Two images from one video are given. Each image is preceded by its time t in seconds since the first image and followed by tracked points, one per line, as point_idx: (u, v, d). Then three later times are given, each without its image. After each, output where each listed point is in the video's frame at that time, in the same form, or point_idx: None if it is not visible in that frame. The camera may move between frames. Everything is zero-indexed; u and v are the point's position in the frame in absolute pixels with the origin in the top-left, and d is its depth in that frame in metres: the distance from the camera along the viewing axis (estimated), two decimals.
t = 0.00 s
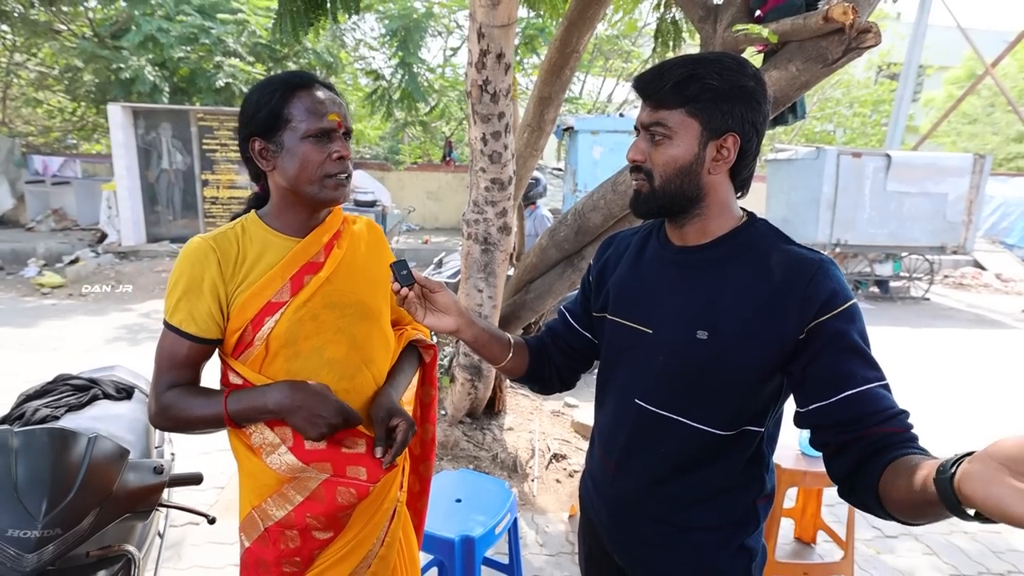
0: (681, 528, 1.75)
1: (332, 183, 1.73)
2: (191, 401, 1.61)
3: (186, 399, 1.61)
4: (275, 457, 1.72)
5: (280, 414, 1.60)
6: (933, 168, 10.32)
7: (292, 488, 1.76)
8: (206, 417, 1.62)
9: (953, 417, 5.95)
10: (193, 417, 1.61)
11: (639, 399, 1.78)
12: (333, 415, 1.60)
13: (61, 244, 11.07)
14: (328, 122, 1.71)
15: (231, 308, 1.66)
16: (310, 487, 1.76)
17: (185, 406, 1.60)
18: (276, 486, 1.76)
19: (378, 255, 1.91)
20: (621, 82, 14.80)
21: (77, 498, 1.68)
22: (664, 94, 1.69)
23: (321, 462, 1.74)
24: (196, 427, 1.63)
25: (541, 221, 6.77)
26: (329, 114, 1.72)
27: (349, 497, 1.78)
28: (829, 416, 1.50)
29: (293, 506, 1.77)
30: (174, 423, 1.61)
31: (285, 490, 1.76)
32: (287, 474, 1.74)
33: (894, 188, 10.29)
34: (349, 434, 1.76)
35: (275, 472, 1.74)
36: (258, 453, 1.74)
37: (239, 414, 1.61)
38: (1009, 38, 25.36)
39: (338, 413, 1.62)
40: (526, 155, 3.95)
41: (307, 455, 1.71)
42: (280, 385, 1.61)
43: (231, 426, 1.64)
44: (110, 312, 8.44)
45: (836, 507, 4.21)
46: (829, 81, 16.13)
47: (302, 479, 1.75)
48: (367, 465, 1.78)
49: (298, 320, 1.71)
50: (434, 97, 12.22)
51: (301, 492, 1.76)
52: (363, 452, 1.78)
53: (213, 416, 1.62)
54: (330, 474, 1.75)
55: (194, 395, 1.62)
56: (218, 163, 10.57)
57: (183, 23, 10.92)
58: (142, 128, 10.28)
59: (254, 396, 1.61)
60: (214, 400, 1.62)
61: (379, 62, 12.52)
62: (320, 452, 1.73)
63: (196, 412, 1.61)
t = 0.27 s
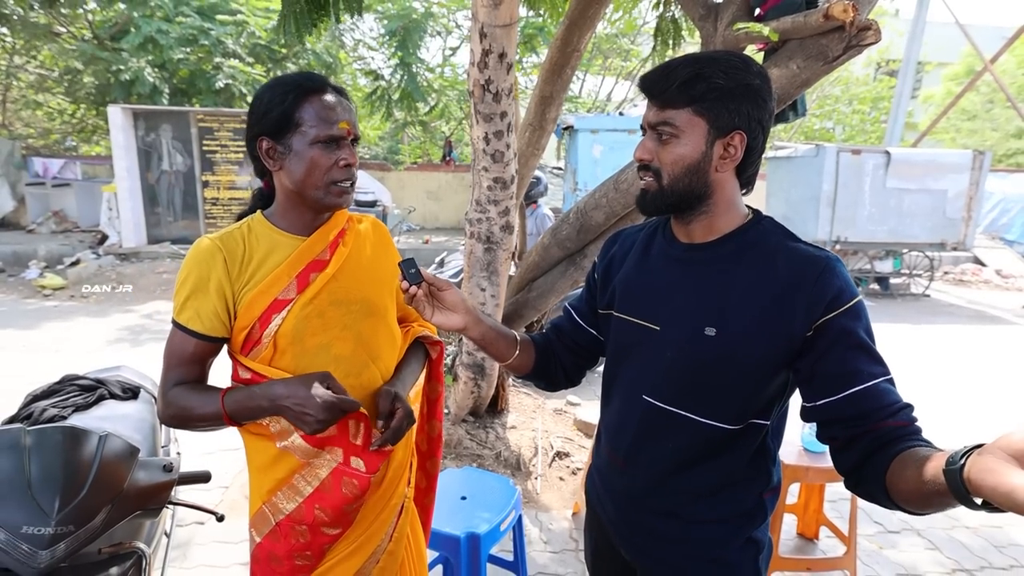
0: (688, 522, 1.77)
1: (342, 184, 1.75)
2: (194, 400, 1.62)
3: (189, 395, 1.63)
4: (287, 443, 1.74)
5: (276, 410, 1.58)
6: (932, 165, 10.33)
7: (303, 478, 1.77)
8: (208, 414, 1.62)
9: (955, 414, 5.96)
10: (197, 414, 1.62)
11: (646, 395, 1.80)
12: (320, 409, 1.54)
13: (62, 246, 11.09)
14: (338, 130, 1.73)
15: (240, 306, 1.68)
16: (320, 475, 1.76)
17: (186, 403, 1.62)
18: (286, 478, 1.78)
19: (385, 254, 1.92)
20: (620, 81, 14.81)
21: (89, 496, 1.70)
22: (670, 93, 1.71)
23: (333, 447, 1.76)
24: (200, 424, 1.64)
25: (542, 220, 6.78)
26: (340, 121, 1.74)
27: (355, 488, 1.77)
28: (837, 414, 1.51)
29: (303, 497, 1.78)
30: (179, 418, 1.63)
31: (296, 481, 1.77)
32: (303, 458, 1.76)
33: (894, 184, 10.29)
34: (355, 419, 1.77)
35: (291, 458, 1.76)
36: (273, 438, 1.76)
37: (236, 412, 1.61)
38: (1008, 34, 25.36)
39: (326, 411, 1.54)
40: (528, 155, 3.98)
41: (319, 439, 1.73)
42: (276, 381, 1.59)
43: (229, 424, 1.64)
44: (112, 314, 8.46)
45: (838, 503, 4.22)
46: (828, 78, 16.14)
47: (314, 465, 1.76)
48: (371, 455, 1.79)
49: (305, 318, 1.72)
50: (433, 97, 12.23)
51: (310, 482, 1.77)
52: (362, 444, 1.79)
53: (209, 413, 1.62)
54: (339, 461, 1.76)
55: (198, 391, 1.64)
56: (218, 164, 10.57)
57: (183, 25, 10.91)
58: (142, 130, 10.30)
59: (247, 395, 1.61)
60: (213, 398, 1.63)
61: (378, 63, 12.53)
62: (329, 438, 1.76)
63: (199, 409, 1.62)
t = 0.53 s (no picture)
0: (692, 520, 1.75)
1: (347, 179, 1.75)
2: (199, 399, 1.60)
3: (196, 396, 1.60)
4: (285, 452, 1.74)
5: (277, 409, 1.55)
6: (935, 164, 10.30)
7: (298, 482, 1.76)
8: (211, 416, 1.60)
9: (957, 414, 5.94)
10: (201, 415, 1.59)
11: (649, 391, 1.78)
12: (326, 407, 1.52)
13: (63, 244, 11.08)
14: (344, 119, 1.73)
15: (240, 301, 1.66)
16: (317, 480, 1.76)
17: (193, 403, 1.60)
18: (283, 480, 1.77)
19: (384, 250, 1.91)
20: (621, 80, 14.78)
21: (88, 492, 1.68)
22: (676, 85, 1.70)
23: (328, 456, 1.76)
24: (203, 426, 1.62)
25: (544, 218, 6.77)
26: (344, 111, 1.74)
27: (358, 489, 1.79)
28: (838, 409, 1.50)
29: (300, 499, 1.77)
30: (185, 421, 1.61)
31: (292, 484, 1.77)
32: (294, 468, 1.75)
33: (896, 184, 10.27)
34: (355, 427, 1.78)
35: (282, 466, 1.75)
36: (265, 446, 1.76)
37: (238, 413, 1.58)
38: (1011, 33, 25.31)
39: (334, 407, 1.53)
40: (529, 152, 3.95)
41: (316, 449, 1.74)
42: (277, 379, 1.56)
43: (233, 425, 1.61)
44: (112, 312, 8.45)
45: (840, 503, 4.20)
46: (830, 77, 16.11)
47: (308, 473, 1.76)
48: (375, 457, 1.81)
49: (304, 313, 1.71)
50: (434, 95, 12.21)
51: (307, 485, 1.76)
52: (367, 445, 1.80)
53: (216, 415, 1.59)
54: (337, 466, 1.77)
55: (204, 390, 1.62)
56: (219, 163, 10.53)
57: (184, 23, 10.92)
58: (143, 128, 10.29)
59: (253, 390, 1.57)
60: (216, 398, 1.60)
61: (379, 61, 12.51)
62: (327, 446, 1.76)
63: (202, 409, 1.59)
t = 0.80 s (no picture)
0: (694, 528, 1.72)
1: (340, 176, 1.71)
2: (210, 403, 1.56)
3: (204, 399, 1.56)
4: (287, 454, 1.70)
5: (291, 407, 1.51)
6: (939, 165, 10.25)
7: (300, 485, 1.72)
8: (221, 419, 1.55)
9: (961, 415, 5.90)
10: (213, 419, 1.55)
11: (651, 395, 1.75)
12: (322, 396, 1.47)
13: (63, 241, 11.06)
14: (339, 115, 1.69)
15: (235, 300, 1.62)
16: (319, 482, 1.72)
17: (206, 409, 1.55)
18: (284, 483, 1.72)
19: (381, 249, 1.88)
20: (624, 79, 14.74)
21: (76, 496, 1.65)
22: (678, 82, 1.66)
23: (331, 456, 1.72)
24: (213, 432, 1.57)
25: (546, 218, 6.74)
26: (340, 106, 1.70)
27: (361, 490, 1.75)
28: (829, 421, 1.47)
29: (301, 502, 1.73)
30: (193, 426, 1.56)
31: (293, 487, 1.73)
32: (296, 469, 1.71)
33: (899, 184, 10.21)
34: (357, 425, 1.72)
35: (283, 467, 1.71)
36: (264, 448, 1.71)
37: (250, 414, 1.53)
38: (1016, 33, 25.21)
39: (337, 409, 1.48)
40: (531, 150, 3.90)
41: (318, 449, 1.69)
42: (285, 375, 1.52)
43: (248, 429, 1.57)
44: (112, 310, 8.42)
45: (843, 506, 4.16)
46: (833, 77, 16.07)
47: (310, 474, 1.72)
48: (381, 457, 1.76)
49: (301, 312, 1.67)
50: (436, 94, 12.16)
51: (309, 488, 1.72)
52: (372, 445, 1.74)
53: (230, 420, 1.55)
54: (340, 468, 1.73)
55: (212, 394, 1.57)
56: (219, 160, 10.49)
57: (186, 20, 10.89)
58: (144, 125, 10.26)
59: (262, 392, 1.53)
60: (226, 400, 1.56)
61: (381, 59, 12.46)
62: (330, 447, 1.71)
63: (213, 413, 1.55)
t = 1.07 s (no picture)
0: (693, 536, 1.69)
1: (328, 170, 1.66)
2: (185, 409, 1.55)
3: (175, 404, 1.55)
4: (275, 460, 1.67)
5: (269, 418, 1.50)
6: (938, 163, 10.23)
7: (292, 493, 1.70)
8: (196, 424, 1.55)
9: (961, 414, 5.88)
10: (183, 423, 1.54)
11: (650, 399, 1.72)
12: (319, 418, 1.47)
13: (58, 239, 11.00)
14: (323, 106, 1.66)
15: (222, 303, 1.60)
16: (312, 490, 1.70)
17: (177, 413, 1.54)
18: (275, 492, 1.70)
19: (376, 249, 1.85)
20: (623, 76, 14.70)
21: (57, 505, 1.65)
22: (681, 77, 1.62)
23: (323, 464, 1.70)
24: (186, 435, 1.57)
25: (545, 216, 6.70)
26: (324, 97, 1.67)
27: (355, 498, 1.74)
28: (842, 429, 1.43)
29: (293, 512, 1.71)
30: (167, 431, 1.55)
31: (285, 496, 1.70)
32: (289, 478, 1.68)
33: (898, 182, 10.20)
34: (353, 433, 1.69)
35: (275, 476, 1.68)
36: (255, 457, 1.68)
37: (225, 421, 1.53)
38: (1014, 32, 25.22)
39: (328, 421, 1.48)
40: (530, 148, 3.86)
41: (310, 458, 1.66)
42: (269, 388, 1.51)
43: (220, 434, 1.56)
44: (108, 308, 8.37)
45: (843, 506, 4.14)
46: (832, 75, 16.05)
47: (303, 483, 1.70)
48: (374, 463, 1.75)
49: (292, 316, 1.65)
50: (435, 91, 12.10)
51: (301, 497, 1.70)
52: (366, 453, 1.74)
53: (203, 424, 1.54)
54: (333, 475, 1.72)
55: (187, 399, 1.56)
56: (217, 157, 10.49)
57: (182, 16, 10.81)
58: (140, 122, 10.18)
59: (244, 400, 1.53)
60: (202, 406, 1.55)
61: (380, 56, 12.39)
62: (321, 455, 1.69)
63: (190, 419, 1.54)
